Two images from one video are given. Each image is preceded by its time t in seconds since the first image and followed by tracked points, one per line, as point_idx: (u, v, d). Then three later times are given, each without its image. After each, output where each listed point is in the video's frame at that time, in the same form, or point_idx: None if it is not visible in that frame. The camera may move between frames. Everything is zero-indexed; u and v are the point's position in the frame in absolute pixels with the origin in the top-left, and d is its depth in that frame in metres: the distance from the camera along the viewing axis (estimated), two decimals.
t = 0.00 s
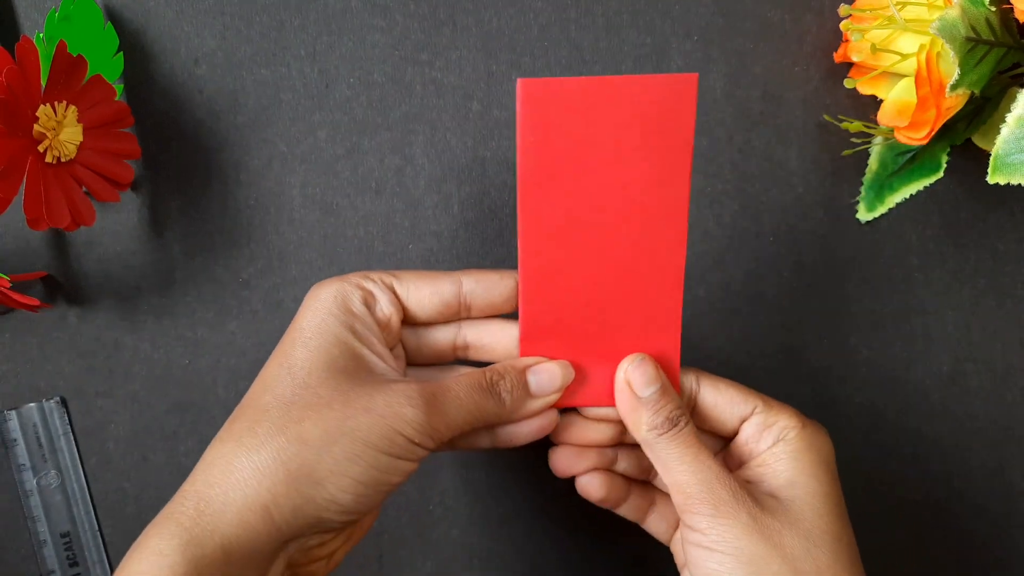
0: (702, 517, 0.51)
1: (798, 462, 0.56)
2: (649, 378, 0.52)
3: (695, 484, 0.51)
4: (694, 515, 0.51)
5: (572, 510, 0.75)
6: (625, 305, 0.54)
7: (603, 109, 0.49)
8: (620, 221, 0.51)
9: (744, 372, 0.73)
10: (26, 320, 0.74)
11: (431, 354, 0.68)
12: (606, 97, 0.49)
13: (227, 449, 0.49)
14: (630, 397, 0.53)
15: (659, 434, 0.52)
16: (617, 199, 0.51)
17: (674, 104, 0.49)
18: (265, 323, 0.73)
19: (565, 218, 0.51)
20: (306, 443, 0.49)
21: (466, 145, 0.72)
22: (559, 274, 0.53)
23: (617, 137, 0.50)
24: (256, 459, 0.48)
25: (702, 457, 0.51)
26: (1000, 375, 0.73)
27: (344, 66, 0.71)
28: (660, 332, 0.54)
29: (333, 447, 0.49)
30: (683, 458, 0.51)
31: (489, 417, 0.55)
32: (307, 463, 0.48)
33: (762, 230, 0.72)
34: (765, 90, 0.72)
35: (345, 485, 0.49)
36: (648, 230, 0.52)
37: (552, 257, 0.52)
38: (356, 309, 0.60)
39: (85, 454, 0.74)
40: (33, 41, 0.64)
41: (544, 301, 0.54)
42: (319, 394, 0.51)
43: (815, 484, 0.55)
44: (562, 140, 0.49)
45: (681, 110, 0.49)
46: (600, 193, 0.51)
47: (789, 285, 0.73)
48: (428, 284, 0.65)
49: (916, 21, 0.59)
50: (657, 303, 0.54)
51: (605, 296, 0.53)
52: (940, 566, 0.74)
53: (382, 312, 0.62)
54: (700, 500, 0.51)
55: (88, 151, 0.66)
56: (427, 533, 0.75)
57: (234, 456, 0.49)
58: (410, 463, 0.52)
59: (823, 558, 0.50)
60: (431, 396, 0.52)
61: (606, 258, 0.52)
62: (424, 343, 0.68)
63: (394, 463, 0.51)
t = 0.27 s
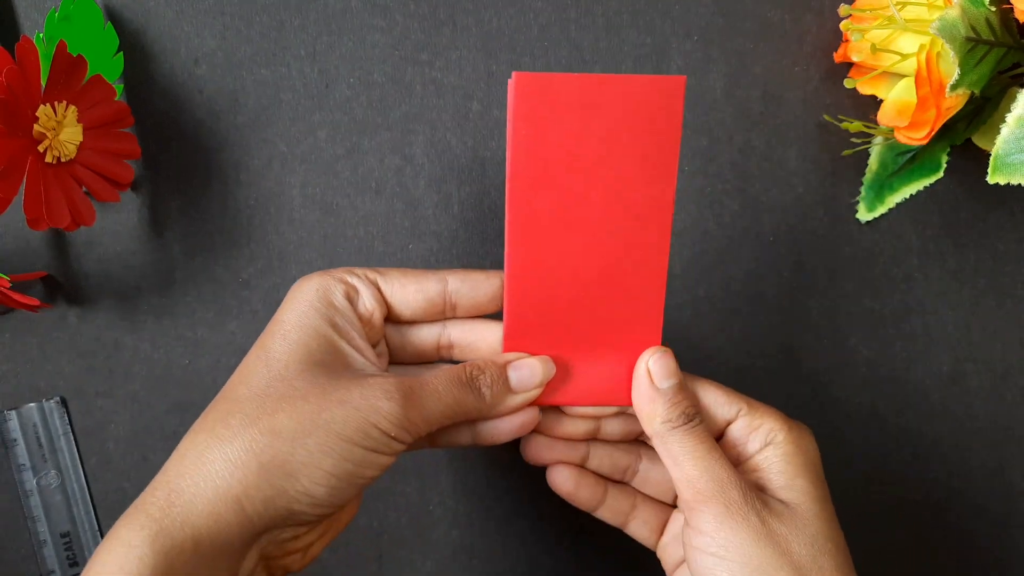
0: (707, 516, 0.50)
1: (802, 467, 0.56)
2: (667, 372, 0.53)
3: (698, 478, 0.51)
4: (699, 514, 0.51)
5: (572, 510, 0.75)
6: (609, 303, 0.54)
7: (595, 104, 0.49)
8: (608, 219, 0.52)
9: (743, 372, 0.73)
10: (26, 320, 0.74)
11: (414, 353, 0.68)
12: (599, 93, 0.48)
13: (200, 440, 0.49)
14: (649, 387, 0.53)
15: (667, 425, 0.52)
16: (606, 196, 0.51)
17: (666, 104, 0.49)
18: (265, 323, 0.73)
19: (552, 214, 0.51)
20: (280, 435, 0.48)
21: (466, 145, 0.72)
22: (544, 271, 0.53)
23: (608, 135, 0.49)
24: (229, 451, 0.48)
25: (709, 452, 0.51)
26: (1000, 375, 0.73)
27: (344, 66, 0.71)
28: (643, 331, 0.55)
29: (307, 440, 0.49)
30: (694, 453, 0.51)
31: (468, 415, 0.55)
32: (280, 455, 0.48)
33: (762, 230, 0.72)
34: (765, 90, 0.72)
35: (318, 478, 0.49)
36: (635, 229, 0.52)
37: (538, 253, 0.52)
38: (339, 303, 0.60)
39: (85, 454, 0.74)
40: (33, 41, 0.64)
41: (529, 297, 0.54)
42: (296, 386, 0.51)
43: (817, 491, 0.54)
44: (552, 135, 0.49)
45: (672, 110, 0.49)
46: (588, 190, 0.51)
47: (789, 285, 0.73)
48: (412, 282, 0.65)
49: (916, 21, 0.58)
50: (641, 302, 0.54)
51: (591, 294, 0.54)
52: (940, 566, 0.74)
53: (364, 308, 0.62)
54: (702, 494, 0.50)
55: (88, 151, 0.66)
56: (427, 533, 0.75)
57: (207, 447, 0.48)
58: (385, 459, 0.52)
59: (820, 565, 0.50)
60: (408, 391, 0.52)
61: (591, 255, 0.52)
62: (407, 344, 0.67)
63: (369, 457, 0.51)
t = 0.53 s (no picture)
0: (740, 509, 0.49)
1: (843, 453, 0.54)
2: (663, 367, 0.52)
3: (733, 474, 0.49)
4: (732, 507, 0.50)
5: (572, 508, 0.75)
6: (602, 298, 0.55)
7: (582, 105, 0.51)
8: (596, 218, 0.53)
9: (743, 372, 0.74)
10: (28, 320, 0.74)
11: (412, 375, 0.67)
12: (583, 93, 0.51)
13: (181, 457, 0.50)
14: (653, 392, 0.52)
15: (695, 422, 0.50)
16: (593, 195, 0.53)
17: (653, 102, 0.52)
18: (265, 323, 0.73)
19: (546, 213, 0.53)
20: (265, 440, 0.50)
21: (466, 145, 0.72)
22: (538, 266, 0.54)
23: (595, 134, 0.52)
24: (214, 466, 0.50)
25: (741, 447, 0.50)
26: (999, 375, 0.73)
27: (345, 67, 0.72)
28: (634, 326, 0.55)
29: (293, 447, 0.50)
30: (718, 445, 0.50)
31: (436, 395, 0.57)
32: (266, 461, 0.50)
33: (761, 230, 0.72)
34: (765, 91, 0.72)
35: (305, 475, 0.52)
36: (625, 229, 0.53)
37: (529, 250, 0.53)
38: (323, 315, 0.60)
39: (86, 454, 0.75)
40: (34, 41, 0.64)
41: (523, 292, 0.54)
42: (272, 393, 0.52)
43: (862, 477, 0.53)
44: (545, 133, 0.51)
45: (658, 110, 0.52)
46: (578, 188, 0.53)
47: (788, 285, 0.73)
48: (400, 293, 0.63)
49: (915, 22, 0.59)
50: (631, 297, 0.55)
51: (582, 289, 0.54)
52: (939, 565, 0.74)
53: (353, 322, 0.62)
54: (737, 490, 0.49)
55: (89, 151, 0.66)
56: (427, 532, 0.76)
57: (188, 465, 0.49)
58: (367, 446, 0.55)
59: (861, 557, 0.49)
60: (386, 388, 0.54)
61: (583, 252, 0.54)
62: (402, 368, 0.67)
63: (350, 453, 0.53)
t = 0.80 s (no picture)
0: (755, 495, 0.48)
1: (850, 438, 0.53)
2: (672, 355, 0.50)
3: (746, 460, 0.48)
4: (746, 494, 0.48)
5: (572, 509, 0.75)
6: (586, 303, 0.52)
7: (542, 96, 0.49)
8: (575, 215, 0.51)
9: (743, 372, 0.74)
10: (27, 320, 0.74)
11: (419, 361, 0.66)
12: (548, 90, 0.49)
13: (211, 466, 0.49)
14: (659, 381, 0.50)
15: (704, 405, 0.49)
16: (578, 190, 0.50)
17: (611, 91, 0.48)
18: (265, 323, 0.73)
19: (524, 218, 0.51)
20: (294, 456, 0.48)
21: (466, 145, 0.72)
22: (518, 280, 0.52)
23: (580, 92, 0.49)
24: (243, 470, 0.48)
25: (753, 433, 0.49)
26: (1000, 375, 0.73)
27: (344, 66, 0.72)
28: (627, 324, 0.52)
29: (318, 455, 0.48)
30: (729, 429, 0.49)
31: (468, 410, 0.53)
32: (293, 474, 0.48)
33: (762, 230, 0.72)
34: (765, 90, 0.72)
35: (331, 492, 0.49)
36: (608, 225, 0.51)
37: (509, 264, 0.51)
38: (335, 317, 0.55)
39: (85, 454, 0.74)
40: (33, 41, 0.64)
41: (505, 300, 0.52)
42: (302, 405, 0.50)
43: (869, 464, 0.52)
44: (521, 131, 0.49)
45: (619, 83, 0.48)
46: (555, 180, 0.50)
47: (789, 285, 0.73)
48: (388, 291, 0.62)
49: (916, 22, 0.59)
50: (619, 297, 0.52)
51: (562, 295, 0.52)
52: (940, 566, 0.74)
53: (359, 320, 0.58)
54: (751, 477, 0.48)
55: (89, 151, 0.66)
56: (427, 533, 0.75)
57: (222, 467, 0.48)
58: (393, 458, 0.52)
59: (877, 540, 0.49)
60: (416, 403, 0.51)
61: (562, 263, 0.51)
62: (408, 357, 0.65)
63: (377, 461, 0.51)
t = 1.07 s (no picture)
0: (728, 524, 0.49)
1: (834, 466, 0.53)
2: (641, 400, 0.51)
3: (717, 492, 0.49)
4: (719, 524, 0.50)
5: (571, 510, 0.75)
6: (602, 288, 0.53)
7: (656, 104, 0.51)
8: (629, 212, 0.52)
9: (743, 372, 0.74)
10: (27, 320, 0.74)
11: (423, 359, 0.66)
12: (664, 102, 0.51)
13: (215, 474, 0.50)
14: (631, 425, 0.51)
15: (675, 444, 0.50)
16: (639, 180, 0.52)
17: (696, 114, 0.51)
18: (264, 324, 0.73)
19: (580, 184, 0.53)
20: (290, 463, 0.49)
21: (466, 144, 0.72)
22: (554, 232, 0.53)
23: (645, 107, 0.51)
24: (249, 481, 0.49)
25: (726, 465, 0.49)
26: (1000, 375, 0.73)
27: (344, 66, 0.72)
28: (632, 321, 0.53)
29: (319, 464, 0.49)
30: (699, 464, 0.49)
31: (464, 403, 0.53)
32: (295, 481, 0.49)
33: (762, 230, 0.72)
34: (765, 90, 0.72)
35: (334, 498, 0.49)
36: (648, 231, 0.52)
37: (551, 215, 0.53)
38: (341, 310, 0.55)
39: (85, 454, 0.74)
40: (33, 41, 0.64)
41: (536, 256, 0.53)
42: (299, 409, 0.50)
43: (851, 489, 0.52)
44: (628, 127, 0.51)
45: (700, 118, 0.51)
46: (615, 170, 0.52)
47: (790, 285, 0.73)
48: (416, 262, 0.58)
49: (916, 22, 0.59)
50: (631, 296, 0.53)
51: (589, 272, 0.53)
52: (941, 566, 0.74)
53: (368, 306, 0.57)
54: (724, 509, 0.49)
55: (88, 151, 0.66)
56: (427, 533, 0.75)
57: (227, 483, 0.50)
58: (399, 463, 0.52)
59: (849, 569, 0.49)
60: (415, 401, 0.50)
61: (597, 235, 0.53)
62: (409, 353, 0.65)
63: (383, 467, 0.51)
